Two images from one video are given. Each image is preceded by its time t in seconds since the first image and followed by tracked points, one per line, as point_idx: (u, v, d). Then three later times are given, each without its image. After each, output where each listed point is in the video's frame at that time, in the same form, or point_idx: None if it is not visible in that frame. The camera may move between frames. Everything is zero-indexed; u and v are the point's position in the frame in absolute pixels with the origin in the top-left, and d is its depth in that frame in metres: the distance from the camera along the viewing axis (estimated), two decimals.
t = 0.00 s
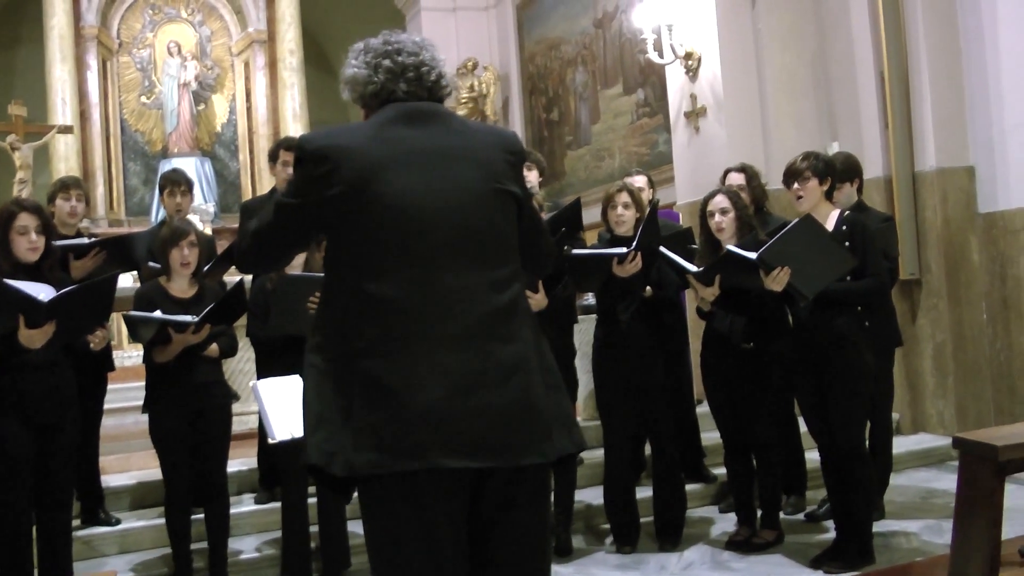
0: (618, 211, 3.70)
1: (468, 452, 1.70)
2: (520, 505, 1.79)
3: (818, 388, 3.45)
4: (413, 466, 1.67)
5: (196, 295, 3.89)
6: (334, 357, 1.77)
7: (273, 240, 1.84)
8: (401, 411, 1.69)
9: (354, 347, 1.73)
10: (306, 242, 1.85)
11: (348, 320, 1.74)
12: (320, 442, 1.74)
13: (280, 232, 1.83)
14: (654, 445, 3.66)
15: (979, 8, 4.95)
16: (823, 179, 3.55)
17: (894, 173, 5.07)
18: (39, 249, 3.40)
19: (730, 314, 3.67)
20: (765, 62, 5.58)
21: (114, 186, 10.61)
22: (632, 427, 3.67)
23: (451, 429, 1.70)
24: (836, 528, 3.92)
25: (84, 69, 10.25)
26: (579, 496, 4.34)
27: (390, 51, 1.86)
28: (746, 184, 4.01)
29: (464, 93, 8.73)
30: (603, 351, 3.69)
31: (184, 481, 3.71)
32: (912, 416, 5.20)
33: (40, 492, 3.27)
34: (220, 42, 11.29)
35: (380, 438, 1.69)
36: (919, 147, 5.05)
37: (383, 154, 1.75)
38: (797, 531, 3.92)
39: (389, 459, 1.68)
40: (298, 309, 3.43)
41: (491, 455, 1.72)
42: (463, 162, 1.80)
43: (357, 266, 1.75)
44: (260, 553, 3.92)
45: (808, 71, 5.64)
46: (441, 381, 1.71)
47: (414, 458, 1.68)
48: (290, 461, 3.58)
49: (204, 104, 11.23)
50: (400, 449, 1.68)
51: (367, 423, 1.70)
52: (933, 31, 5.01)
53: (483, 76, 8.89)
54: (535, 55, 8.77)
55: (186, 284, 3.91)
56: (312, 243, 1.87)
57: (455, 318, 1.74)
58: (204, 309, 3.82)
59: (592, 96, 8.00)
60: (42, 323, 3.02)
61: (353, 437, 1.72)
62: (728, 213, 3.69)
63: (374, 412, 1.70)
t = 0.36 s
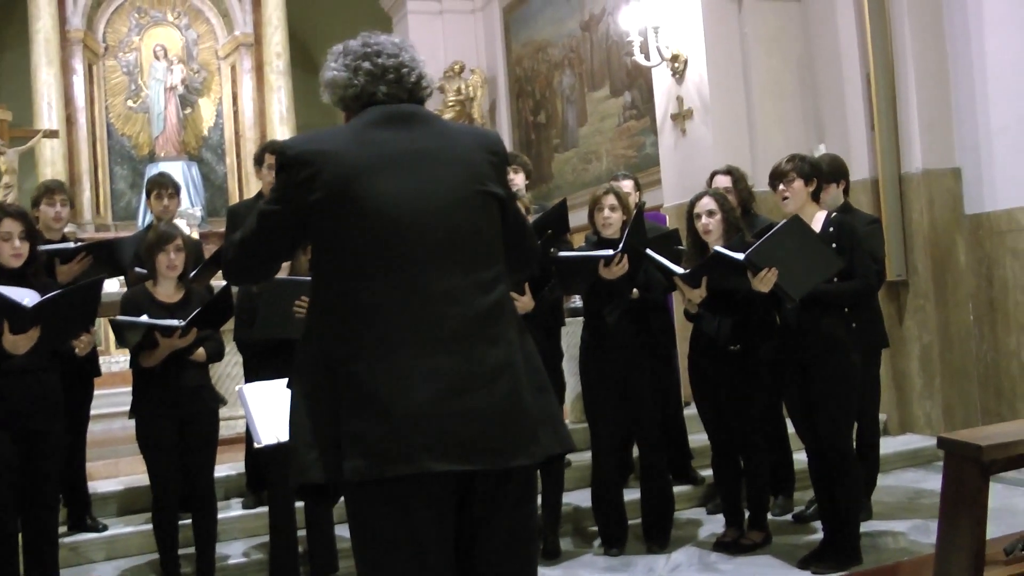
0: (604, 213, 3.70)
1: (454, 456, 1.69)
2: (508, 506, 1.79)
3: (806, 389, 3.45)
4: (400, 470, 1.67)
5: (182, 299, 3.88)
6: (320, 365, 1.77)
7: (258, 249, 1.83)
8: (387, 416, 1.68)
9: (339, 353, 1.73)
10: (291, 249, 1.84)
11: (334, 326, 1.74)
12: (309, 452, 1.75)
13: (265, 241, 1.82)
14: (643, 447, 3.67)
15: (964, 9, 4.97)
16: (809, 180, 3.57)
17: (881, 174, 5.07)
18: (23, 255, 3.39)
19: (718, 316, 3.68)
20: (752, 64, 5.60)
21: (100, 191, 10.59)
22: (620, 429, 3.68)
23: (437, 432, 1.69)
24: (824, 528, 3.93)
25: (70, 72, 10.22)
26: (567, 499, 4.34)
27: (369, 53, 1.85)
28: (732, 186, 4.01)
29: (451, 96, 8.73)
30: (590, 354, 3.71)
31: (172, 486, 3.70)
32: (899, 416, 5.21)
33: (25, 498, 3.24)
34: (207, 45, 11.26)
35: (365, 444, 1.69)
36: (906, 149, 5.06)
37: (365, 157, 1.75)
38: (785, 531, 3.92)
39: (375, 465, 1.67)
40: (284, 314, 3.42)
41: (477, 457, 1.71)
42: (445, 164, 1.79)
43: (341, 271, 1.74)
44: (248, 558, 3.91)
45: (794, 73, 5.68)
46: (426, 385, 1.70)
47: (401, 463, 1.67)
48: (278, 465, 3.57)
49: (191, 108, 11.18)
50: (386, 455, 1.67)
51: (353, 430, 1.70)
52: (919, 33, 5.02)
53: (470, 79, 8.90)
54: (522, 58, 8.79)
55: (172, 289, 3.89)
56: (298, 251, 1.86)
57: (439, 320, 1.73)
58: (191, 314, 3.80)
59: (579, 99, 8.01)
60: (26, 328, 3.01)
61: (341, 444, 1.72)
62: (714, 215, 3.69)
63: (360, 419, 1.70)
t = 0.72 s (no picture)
0: (589, 215, 3.71)
1: (435, 461, 1.69)
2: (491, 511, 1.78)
3: (793, 387, 3.46)
4: (380, 477, 1.67)
5: (168, 308, 3.86)
6: (298, 370, 1.76)
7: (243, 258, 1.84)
8: (367, 423, 1.68)
9: (319, 359, 1.73)
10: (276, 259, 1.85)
11: (313, 333, 1.74)
12: (288, 459, 1.74)
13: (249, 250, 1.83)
14: (631, 449, 3.67)
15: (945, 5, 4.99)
16: (792, 180, 3.58)
17: (865, 172, 5.09)
18: (7, 264, 3.40)
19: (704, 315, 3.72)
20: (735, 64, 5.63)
21: (86, 202, 10.57)
22: (609, 431, 3.68)
23: (417, 439, 1.69)
24: (813, 526, 3.93)
25: (53, 82, 10.20)
26: (556, 501, 4.34)
27: (351, 58, 1.84)
28: (717, 186, 4.02)
29: (436, 100, 8.74)
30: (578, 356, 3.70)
31: (159, 496, 3.68)
32: (887, 413, 5.21)
33: (10, 513, 3.20)
34: (190, 53, 11.27)
35: (345, 451, 1.69)
36: (889, 146, 5.07)
37: (344, 164, 1.75)
38: (775, 530, 3.93)
39: (356, 471, 1.67)
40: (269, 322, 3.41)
41: (459, 463, 1.71)
42: (424, 169, 1.78)
43: (322, 278, 1.74)
44: (238, 565, 3.90)
45: (777, 72, 5.72)
46: (405, 392, 1.70)
47: (381, 469, 1.67)
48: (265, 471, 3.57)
49: (174, 116, 11.18)
50: (366, 462, 1.67)
51: (333, 436, 1.70)
52: (901, 31, 5.05)
53: (454, 82, 8.91)
54: (506, 60, 8.81)
55: (158, 297, 3.89)
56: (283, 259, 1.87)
57: (419, 326, 1.72)
58: (176, 322, 3.79)
59: (563, 101, 8.02)
60: (11, 341, 3.00)
61: (320, 451, 1.71)
62: (699, 214, 3.70)
63: (340, 425, 1.70)
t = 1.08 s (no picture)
0: (575, 218, 3.77)
1: (421, 467, 1.68)
2: (478, 516, 1.77)
3: (778, 392, 3.47)
4: (366, 483, 1.66)
5: (154, 308, 3.86)
6: (290, 372, 1.76)
7: (234, 260, 1.84)
8: (352, 429, 1.67)
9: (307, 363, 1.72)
10: (265, 260, 1.84)
11: (304, 338, 1.73)
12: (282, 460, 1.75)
13: (240, 253, 1.82)
14: (617, 453, 3.67)
15: (935, 13, 5.02)
16: (778, 186, 3.59)
17: (853, 178, 5.10)
18: None
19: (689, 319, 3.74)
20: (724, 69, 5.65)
21: (73, 200, 10.50)
22: (592, 434, 3.70)
23: (404, 445, 1.67)
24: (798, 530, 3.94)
25: (42, 80, 10.18)
26: (541, 504, 4.34)
27: (341, 59, 1.82)
28: (706, 191, 4.01)
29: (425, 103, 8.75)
30: (563, 360, 3.72)
31: (144, 497, 3.67)
32: (873, 418, 5.21)
33: None
34: (179, 52, 11.27)
35: (332, 456, 1.68)
36: (876, 152, 5.09)
37: (332, 168, 1.73)
38: (759, 534, 3.94)
39: (343, 477, 1.66)
40: (255, 323, 3.40)
41: (445, 469, 1.69)
42: (413, 172, 1.76)
43: (311, 283, 1.73)
44: (221, 567, 3.89)
45: (764, 75, 5.73)
46: (392, 397, 1.68)
47: (368, 476, 1.66)
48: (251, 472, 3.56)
49: (163, 115, 11.17)
50: (354, 467, 1.66)
51: (321, 440, 1.69)
52: (889, 38, 5.07)
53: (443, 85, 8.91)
54: (495, 63, 8.82)
55: (144, 298, 3.89)
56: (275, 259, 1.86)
57: (405, 330, 1.70)
58: (162, 322, 3.78)
59: (552, 104, 8.03)
60: None
61: (311, 455, 1.71)
62: (685, 218, 3.73)
63: (327, 430, 1.69)
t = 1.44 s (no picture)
0: (563, 221, 3.78)
1: (403, 470, 1.67)
2: (457, 520, 1.75)
3: (763, 397, 3.48)
4: (347, 484, 1.64)
5: (139, 307, 3.85)
6: (271, 374, 1.74)
7: (217, 265, 1.83)
8: (334, 430, 1.66)
9: (289, 365, 1.71)
10: (248, 265, 1.84)
11: (286, 340, 1.72)
12: (263, 464, 1.72)
13: (222, 258, 1.82)
14: (602, 456, 3.68)
15: (923, 19, 5.03)
16: (765, 191, 3.61)
17: (840, 184, 5.12)
18: None
19: (676, 323, 3.74)
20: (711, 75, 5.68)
21: (60, 199, 10.47)
22: (577, 437, 3.70)
23: (385, 448, 1.67)
24: (782, 535, 3.95)
25: (30, 78, 10.13)
26: (525, 507, 4.34)
27: (325, 65, 1.84)
28: (693, 196, 4.03)
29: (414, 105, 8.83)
30: (549, 362, 3.73)
31: (127, 497, 3.66)
32: (858, 423, 5.23)
33: None
34: (168, 51, 11.27)
35: (314, 458, 1.66)
36: (863, 159, 5.11)
37: (316, 171, 1.73)
38: (743, 538, 3.95)
39: (324, 478, 1.65)
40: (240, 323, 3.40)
41: (426, 472, 1.68)
42: (396, 177, 1.76)
43: (294, 286, 1.73)
44: (204, 567, 3.88)
45: (754, 80, 5.76)
46: (373, 399, 1.68)
47: (349, 477, 1.65)
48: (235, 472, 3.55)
49: (152, 114, 11.17)
50: (335, 468, 1.65)
51: (302, 442, 1.67)
52: (878, 45, 5.09)
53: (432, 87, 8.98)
54: (484, 66, 8.84)
55: (129, 296, 3.89)
56: (258, 264, 1.86)
57: (386, 333, 1.71)
58: (147, 321, 3.78)
59: (540, 107, 8.05)
60: None
61: (291, 457, 1.69)
62: (672, 223, 3.73)
63: (308, 431, 1.67)
